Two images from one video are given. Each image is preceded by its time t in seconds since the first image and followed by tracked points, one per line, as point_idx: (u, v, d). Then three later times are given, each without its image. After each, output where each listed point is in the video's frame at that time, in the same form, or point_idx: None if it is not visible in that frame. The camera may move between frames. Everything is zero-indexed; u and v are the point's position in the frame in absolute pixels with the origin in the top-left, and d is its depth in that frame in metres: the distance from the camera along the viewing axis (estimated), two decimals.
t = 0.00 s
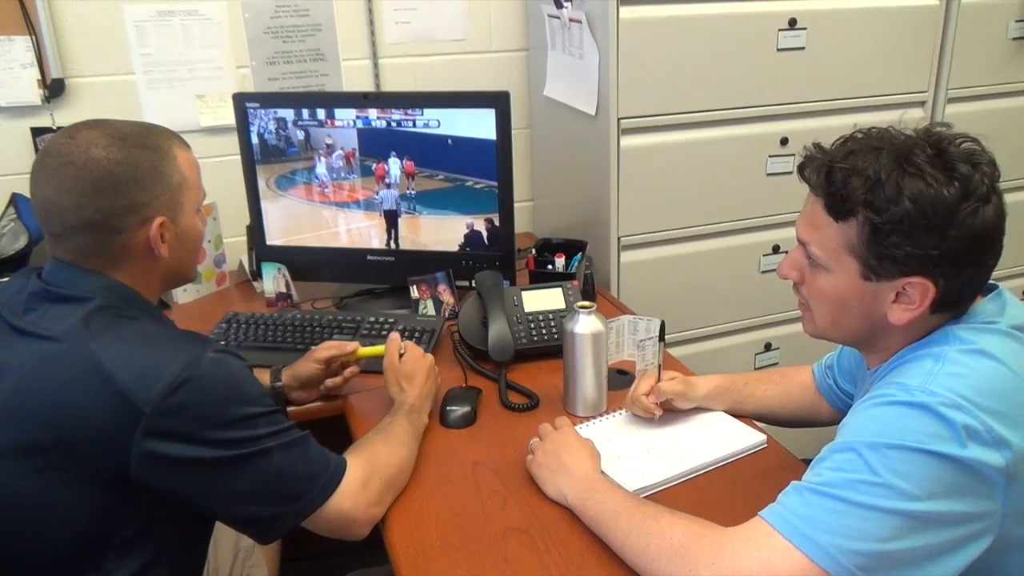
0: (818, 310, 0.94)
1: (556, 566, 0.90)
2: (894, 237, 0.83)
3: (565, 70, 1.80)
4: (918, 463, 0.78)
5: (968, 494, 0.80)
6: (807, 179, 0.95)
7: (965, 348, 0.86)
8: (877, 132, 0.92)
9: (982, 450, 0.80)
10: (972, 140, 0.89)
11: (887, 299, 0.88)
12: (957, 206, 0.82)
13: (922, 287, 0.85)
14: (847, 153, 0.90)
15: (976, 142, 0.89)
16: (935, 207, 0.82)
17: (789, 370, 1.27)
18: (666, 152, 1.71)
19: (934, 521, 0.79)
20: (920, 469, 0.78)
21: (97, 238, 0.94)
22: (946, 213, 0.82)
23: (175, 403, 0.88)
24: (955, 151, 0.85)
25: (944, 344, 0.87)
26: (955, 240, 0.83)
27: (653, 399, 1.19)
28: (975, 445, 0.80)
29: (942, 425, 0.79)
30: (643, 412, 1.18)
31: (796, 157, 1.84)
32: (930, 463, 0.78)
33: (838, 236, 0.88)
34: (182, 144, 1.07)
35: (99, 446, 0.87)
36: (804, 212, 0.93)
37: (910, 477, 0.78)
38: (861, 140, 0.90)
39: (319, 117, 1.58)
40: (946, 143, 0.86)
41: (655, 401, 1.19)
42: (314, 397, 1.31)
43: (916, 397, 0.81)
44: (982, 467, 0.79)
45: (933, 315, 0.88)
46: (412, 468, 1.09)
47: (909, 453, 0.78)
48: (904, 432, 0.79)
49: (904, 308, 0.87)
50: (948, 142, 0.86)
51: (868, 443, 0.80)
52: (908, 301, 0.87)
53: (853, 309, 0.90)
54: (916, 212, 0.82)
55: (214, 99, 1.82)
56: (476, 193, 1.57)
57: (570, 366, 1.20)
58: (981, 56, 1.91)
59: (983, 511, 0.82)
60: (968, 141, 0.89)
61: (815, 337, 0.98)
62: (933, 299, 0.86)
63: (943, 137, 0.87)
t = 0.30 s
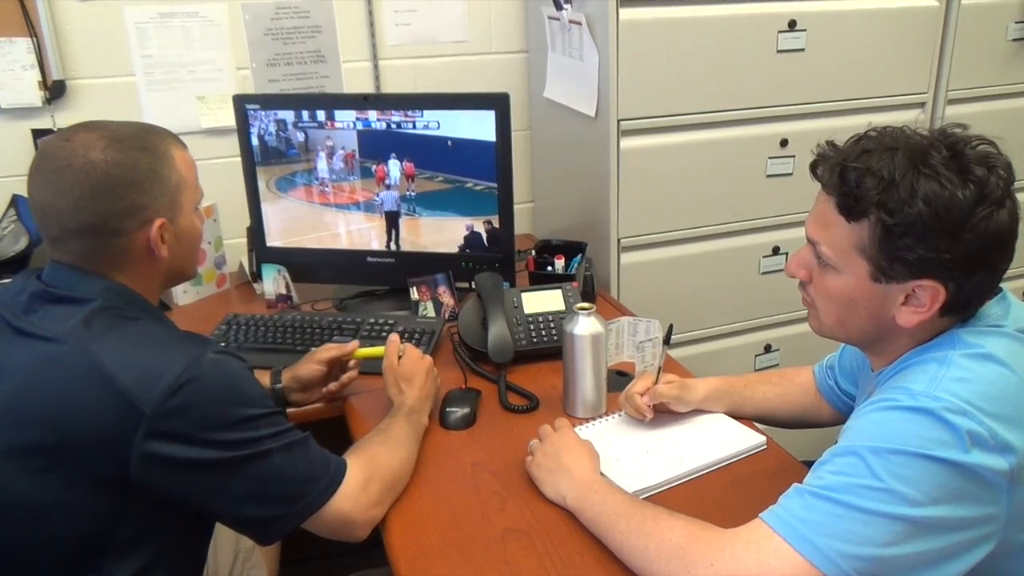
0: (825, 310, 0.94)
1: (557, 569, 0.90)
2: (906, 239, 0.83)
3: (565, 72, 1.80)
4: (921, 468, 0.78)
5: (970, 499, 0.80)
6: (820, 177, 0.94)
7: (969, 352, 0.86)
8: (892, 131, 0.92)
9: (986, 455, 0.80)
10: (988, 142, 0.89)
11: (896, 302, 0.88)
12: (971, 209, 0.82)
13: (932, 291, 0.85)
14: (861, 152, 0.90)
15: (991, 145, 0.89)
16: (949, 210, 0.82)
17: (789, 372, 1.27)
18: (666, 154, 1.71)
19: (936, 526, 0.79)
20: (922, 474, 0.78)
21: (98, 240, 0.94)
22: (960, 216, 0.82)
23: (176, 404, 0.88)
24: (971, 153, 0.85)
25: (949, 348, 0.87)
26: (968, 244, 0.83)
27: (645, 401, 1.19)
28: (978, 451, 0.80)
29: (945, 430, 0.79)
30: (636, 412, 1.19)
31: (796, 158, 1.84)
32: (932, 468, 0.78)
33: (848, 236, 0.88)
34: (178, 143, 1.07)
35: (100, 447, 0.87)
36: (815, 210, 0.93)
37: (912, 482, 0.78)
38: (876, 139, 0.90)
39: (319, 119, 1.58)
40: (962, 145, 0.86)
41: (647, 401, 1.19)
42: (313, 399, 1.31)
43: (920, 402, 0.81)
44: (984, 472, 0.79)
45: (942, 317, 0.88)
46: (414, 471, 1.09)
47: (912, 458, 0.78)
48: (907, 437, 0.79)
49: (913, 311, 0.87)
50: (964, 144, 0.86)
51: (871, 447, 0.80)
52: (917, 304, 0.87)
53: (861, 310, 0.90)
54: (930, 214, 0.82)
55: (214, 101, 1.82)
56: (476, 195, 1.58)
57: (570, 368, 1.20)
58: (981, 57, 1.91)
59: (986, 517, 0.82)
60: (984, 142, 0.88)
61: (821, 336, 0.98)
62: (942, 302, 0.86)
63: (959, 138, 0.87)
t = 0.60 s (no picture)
0: (831, 310, 0.94)
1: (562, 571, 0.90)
2: (916, 241, 0.83)
3: (567, 73, 1.81)
4: (927, 471, 0.78)
5: (977, 503, 0.80)
6: (828, 177, 0.94)
7: (977, 354, 0.85)
8: (902, 132, 0.91)
9: (993, 458, 0.80)
10: (1000, 145, 0.89)
11: (903, 304, 0.88)
12: (982, 213, 0.82)
13: (940, 293, 0.85)
14: (871, 152, 0.89)
15: (1002, 147, 0.89)
16: (960, 212, 0.82)
17: (793, 374, 1.26)
18: (668, 155, 1.71)
19: (942, 530, 0.78)
20: (928, 477, 0.78)
21: (102, 242, 0.94)
22: (971, 219, 0.82)
23: (178, 408, 0.88)
24: (983, 155, 0.85)
25: (956, 351, 0.87)
26: (977, 247, 0.83)
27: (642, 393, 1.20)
28: (985, 454, 0.80)
29: (952, 433, 0.79)
30: (634, 405, 1.20)
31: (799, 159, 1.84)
32: (938, 470, 0.78)
33: (857, 237, 0.88)
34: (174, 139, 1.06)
35: (102, 450, 0.87)
36: (823, 210, 0.93)
37: (919, 485, 0.77)
38: (886, 140, 0.90)
39: (322, 120, 1.59)
40: (974, 148, 0.86)
41: (644, 395, 1.20)
42: (315, 401, 1.31)
43: (926, 405, 0.81)
44: (991, 475, 0.79)
45: (949, 321, 0.88)
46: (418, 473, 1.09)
47: (918, 461, 0.78)
48: (914, 440, 0.79)
49: (920, 314, 0.87)
50: (976, 146, 0.86)
51: (877, 450, 0.80)
52: (924, 307, 0.87)
53: (868, 311, 0.90)
54: (941, 217, 0.82)
55: (217, 103, 1.82)
56: (478, 196, 1.58)
57: (574, 369, 1.20)
58: (983, 58, 1.91)
59: (992, 520, 0.81)
60: (996, 146, 0.88)
61: (826, 336, 0.98)
62: (950, 305, 0.86)
63: (970, 140, 0.87)
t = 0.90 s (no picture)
0: (828, 316, 0.93)
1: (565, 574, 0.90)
2: (906, 248, 0.83)
3: (571, 76, 1.80)
4: (932, 475, 0.77)
5: (982, 506, 0.79)
6: (822, 184, 0.94)
7: (980, 357, 0.85)
8: (895, 139, 0.91)
9: (997, 461, 0.79)
10: (993, 150, 0.88)
11: (898, 310, 0.87)
12: (972, 219, 0.81)
13: (933, 299, 0.84)
14: (863, 159, 0.89)
15: (997, 153, 0.88)
16: (949, 219, 0.81)
17: (798, 378, 1.26)
18: (672, 158, 1.71)
19: (947, 533, 0.78)
20: (933, 480, 0.77)
21: (105, 243, 0.94)
22: (961, 225, 0.81)
23: (186, 413, 0.87)
24: (973, 161, 0.84)
25: (959, 353, 0.86)
26: (968, 253, 0.82)
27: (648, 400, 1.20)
28: (989, 456, 0.79)
29: (957, 435, 0.78)
30: (640, 411, 1.20)
31: (802, 162, 1.84)
32: (943, 473, 0.77)
33: (849, 244, 0.88)
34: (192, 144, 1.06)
35: (108, 454, 0.86)
36: (818, 217, 0.93)
37: (924, 488, 0.77)
38: (879, 147, 0.90)
39: (325, 122, 1.58)
40: (966, 154, 0.85)
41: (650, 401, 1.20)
42: (318, 402, 1.30)
43: (930, 407, 0.81)
44: (996, 478, 0.79)
45: (947, 325, 0.88)
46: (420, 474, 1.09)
47: (923, 464, 0.77)
48: (918, 442, 0.79)
49: (915, 319, 0.87)
50: (968, 153, 0.85)
51: (882, 453, 0.79)
52: (919, 312, 0.86)
53: (863, 318, 0.90)
54: (930, 224, 0.81)
55: (220, 104, 1.82)
56: (483, 198, 1.57)
57: (577, 372, 1.20)
58: (988, 62, 1.91)
59: (997, 523, 0.81)
60: (989, 151, 0.87)
61: (825, 342, 0.98)
62: (944, 311, 0.85)
63: (962, 146, 0.86)
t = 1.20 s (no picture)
0: (829, 319, 0.93)
1: None
2: (906, 252, 0.82)
3: (573, 78, 1.80)
4: (933, 479, 0.77)
5: (982, 510, 0.79)
6: (822, 188, 0.94)
7: (981, 361, 0.85)
8: (895, 143, 0.91)
9: (998, 464, 0.79)
10: (992, 153, 0.87)
11: (898, 312, 0.87)
12: (971, 223, 0.81)
13: (933, 302, 0.84)
14: (863, 163, 0.89)
15: (997, 156, 0.87)
16: (949, 223, 0.81)
17: (799, 383, 1.26)
18: (673, 160, 1.71)
19: (948, 537, 0.78)
20: (934, 484, 0.77)
21: (106, 244, 0.94)
22: (960, 229, 0.81)
23: (186, 415, 0.87)
24: (973, 165, 0.84)
25: (960, 357, 0.86)
26: (968, 257, 0.82)
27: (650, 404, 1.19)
28: (990, 460, 0.79)
29: (957, 439, 0.78)
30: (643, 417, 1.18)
31: (804, 165, 1.83)
32: (944, 477, 0.77)
33: (849, 247, 0.88)
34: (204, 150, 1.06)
35: (107, 456, 0.86)
36: (818, 221, 0.93)
37: (924, 492, 0.77)
38: (878, 151, 0.89)
39: (327, 123, 1.58)
40: (965, 157, 0.85)
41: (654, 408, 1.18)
42: (317, 403, 1.30)
43: (930, 411, 0.80)
44: (997, 483, 0.79)
45: (948, 329, 0.87)
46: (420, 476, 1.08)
47: (923, 468, 0.77)
48: (919, 446, 0.78)
49: (916, 322, 0.87)
50: (967, 156, 0.85)
51: (882, 456, 0.79)
52: (920, 315, 0.86)
53: (864, 320, 0.90)
54: (929, 228, 0.81)
55: (222, 104, 1.82)
56: (484, 200, 1.57)
57: (577, 374, 1.19)
58: (990, 66, 1.90)
59: (998, 528, 0.81)
60: (989, 154, 0.87)
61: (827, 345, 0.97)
62: (944, 314, 0.85)
63: (962, 150, 0.86)
